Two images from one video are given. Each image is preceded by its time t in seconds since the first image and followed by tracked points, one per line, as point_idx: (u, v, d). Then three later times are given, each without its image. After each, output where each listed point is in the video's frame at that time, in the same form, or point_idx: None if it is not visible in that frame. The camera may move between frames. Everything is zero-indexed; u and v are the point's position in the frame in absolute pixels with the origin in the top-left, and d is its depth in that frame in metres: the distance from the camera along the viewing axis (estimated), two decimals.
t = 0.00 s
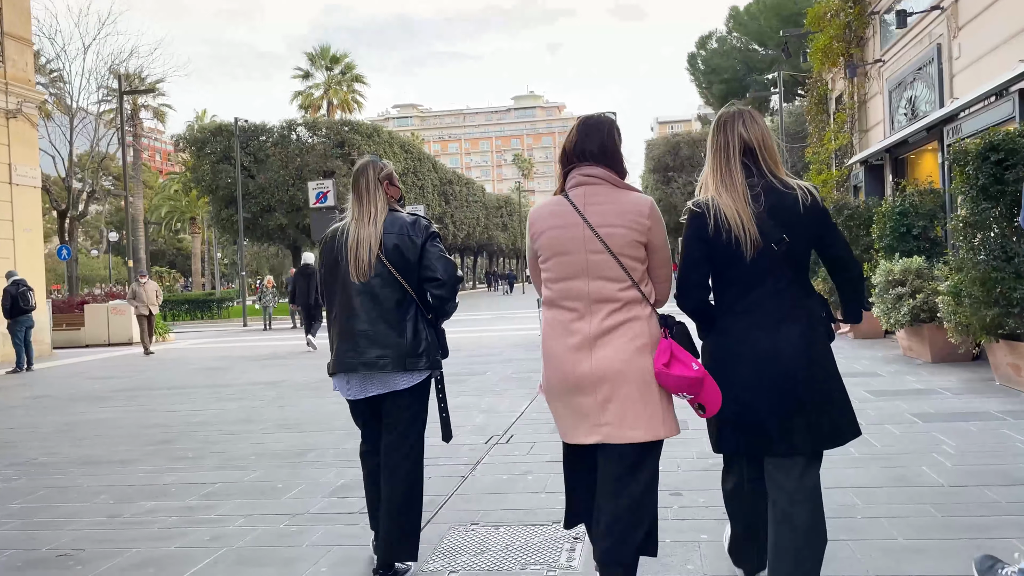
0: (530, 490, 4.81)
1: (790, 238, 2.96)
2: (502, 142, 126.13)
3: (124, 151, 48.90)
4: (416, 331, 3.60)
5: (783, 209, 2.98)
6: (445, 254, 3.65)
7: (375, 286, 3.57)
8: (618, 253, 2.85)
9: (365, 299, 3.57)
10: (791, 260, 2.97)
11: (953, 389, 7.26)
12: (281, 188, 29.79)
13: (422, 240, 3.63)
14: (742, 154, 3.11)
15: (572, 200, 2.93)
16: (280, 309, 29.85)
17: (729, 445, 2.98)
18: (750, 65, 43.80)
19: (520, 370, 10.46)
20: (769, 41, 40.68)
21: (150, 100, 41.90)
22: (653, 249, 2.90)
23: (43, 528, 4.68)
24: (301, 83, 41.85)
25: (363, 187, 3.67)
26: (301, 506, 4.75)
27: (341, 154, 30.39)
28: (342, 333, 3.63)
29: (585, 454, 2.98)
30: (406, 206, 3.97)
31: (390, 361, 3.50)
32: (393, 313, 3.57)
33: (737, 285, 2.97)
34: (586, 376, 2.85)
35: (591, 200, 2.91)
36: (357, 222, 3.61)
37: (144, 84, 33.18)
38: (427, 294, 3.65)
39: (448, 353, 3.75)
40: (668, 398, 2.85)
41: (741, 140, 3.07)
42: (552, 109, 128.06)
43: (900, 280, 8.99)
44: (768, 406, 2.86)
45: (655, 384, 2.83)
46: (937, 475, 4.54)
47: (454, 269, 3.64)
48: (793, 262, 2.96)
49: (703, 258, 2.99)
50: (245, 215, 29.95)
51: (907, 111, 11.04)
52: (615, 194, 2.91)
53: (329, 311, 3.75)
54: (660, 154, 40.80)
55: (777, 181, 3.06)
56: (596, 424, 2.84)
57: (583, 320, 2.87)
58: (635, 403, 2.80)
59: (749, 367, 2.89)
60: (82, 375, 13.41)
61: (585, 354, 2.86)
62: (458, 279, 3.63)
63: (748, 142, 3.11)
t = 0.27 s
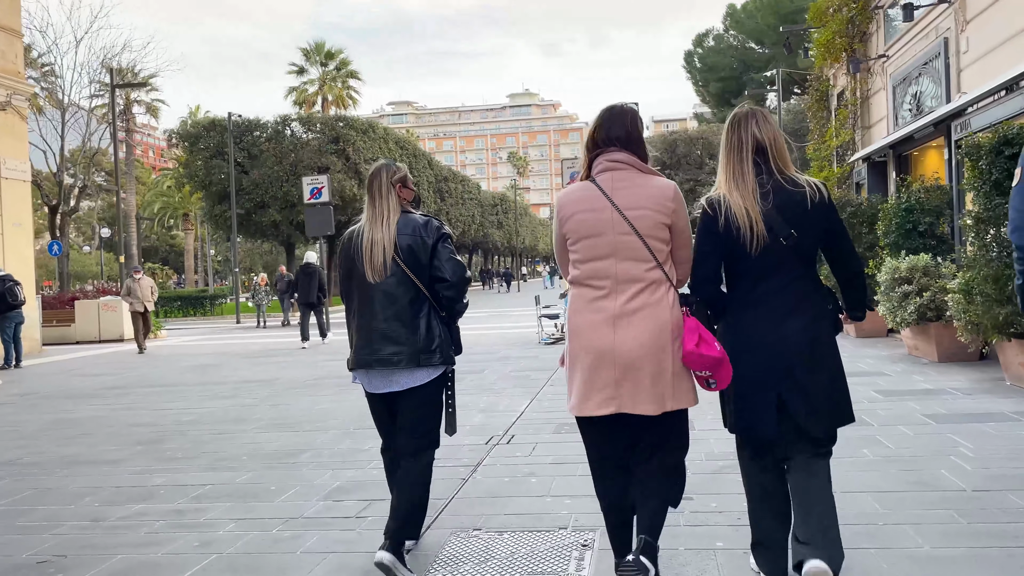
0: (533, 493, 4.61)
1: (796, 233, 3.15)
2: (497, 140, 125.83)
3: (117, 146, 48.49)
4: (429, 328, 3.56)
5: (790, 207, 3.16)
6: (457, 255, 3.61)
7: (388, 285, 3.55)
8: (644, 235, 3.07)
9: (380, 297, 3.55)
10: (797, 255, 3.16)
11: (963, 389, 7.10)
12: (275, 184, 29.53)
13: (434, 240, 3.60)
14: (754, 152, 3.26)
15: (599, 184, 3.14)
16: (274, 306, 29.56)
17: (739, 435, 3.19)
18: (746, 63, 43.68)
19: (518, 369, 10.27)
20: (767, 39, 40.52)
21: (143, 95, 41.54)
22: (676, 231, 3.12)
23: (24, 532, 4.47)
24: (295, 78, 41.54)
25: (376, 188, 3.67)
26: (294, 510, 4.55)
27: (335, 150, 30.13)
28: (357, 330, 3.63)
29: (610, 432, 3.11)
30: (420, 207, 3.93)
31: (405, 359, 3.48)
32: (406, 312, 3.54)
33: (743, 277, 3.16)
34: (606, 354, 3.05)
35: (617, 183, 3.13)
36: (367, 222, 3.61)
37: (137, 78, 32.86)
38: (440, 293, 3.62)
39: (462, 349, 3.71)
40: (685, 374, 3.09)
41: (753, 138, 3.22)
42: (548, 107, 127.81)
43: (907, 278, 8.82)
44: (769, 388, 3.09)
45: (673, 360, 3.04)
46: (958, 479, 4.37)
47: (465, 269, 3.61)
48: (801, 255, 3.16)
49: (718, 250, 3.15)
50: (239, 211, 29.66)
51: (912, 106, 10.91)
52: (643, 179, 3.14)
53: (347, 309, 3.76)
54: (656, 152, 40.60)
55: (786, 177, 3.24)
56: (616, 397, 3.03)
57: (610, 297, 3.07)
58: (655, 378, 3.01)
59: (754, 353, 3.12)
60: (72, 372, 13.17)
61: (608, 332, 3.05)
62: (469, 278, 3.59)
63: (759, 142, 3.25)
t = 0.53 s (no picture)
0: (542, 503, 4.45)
1: (816, 234, 3.05)
2: (495, 139, 125.68)
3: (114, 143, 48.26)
4: (446, 320, 3.73)
5: (811, 210, 3.06)
6: (474, 252, 3.79)
7: (407, 278, 3.74)
8: (681, 244, 3.04)
9: (399, 289, 3.75)
10: (817, 257, 3.07)
11: (977, 395, 6.94)
12: (273, 182, 29.35)
13: (452, 236, 3.77)
14: (773, 156, 3.15)
15: (639, 193, 3.12)
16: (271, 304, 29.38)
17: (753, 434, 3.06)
18: (746, 64, 43.62)
19: (521, 370, 10.12)
20: (767, 40, 40.45)
21: (140, 91, 41.33)
22: (713, 242, 3.07)
23: (10, 542, 4.29)
24: (294, 75, 41.36)
25: (402, 186, 3.85)
26: (293, 520, 4.38)
27: (334, 147, 29.99)
28: (378, 321, 3.80)
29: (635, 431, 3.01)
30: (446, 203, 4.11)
31: (421, 348, 3.67)
32: (423, 303, 3.73)
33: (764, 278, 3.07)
34: (640, 357, 3.01)
35: (657, 193, 3.11)
36: (390, 220, 3.81)
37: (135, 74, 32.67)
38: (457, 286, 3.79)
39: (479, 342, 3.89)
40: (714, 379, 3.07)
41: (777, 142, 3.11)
42: (546, 106, 127.67)
43: (917, 281, 8.63)
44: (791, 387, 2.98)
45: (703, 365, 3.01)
46: (984, 492, 4.21)
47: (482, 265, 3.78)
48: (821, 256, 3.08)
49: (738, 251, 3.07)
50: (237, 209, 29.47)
51: (921, 107, 10.75)
52: (683, 189, 3.12)
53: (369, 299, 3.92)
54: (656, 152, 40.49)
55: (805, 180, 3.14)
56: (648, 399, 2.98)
57: (646, 303, 3.05)
58: (688, 381, 3.00)
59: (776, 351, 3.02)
60: (66, 371, 12.98)
61: (645, 338, 3.02)
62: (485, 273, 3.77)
63: (781, 147, 3.14)
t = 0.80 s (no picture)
0: (543, 509, 4.29)
1: (831, 238, 3.27)
2: (493, 139, 125.49)
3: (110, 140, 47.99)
4: (467, 326, 3.76)
5: (826, 216, 3.28)
6: (495, 261, 3.82)
7: (430, 284, 3.77)
8: (704, 242, 3.23)
9: (423, 294, 3.78)
10: (833, 258, 3.28)
11: (985, 398, 6.81)
12: (269, 179, 29.12)
13: (474, 246, 3.80)
14: (790, 168, 3.38)
15: (667, 194, 3.33)
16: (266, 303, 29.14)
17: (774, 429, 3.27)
18: (745, 65, 43.52)
19: (519, 370, 9.97)
20: (766, 40, 40.35)
21: (137, 88, 41.11)
22: (735, 241, 3.26)
23: None
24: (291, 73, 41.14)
25: (427, 194, 3.89)
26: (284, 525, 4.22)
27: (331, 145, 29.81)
28: (401, 325, 3.80)
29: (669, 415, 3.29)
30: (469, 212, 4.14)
31: (444, 351, 3.69)
32: (446, 308, 3.75)
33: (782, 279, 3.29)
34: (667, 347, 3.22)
35: (684, 194, 3.32)
36: (415, 226, 3.85)
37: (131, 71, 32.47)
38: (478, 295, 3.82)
39: (499, 347, 3.95)
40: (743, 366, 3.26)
41: (792, 153, 3.33)
42: (544, 106, 127.51)
43: (923, 282, 8.50)
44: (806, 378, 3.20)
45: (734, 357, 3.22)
46: (1001, 499, 4.07)
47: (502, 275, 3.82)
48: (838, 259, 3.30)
49: (759, 255, 3.31)
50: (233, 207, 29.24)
51: (925, 105, 10.62)
52: (707, 190, 3.31)
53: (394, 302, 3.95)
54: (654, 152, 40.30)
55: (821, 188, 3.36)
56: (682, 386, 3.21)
57: (672, 298, 3.24)
58: (714, 370, 3.18)
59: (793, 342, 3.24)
60: (57, 368, 12.78)
61: (674, 330, 3.23)
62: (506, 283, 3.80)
63: (797, 159, 3.37)
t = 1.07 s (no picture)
0: (540, 516, 4.12)
1: (841, 228, 3.46)
2: (491, 141, 125.37)
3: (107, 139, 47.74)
4: (486, 310, 4.00)
5: (837, 207, 3.47)
6: (512, 247, 4.05)
7: (451, 270, 4.04)
8: (718, 231, 3.31)
9: (442, 279, 4.05)
10: (844, 247, 3.48)
11: (992, 402, 6.66)
12: (265, 179, 28.86)
13: (491, 234, 4.04)
14: (804, 161, 3.55)
15: (681, 185, 3.39)
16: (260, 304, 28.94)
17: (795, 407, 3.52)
18: (744, 67, 43.45)
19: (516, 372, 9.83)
20: (765, 42, 40.28)
21: (134, 87, 40.89)
22: (747, 230, 3.35)
23: None
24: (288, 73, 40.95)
25: (447, 185, 4.15)
26: (269, 534, 4.04)
27: (328, 144, 29.66)
28: (426, 311, 4.09)
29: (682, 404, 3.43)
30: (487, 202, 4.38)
31: (463, 335, 3.95)
32: (466, 293, 4.02)
33: (794, 267, 3.49)
34: (679, 333, 3.31)
35: (697, 185, 3.38)
36: (436, 215, 4.08)
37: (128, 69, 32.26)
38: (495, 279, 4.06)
39: (517, 330, 4.17)
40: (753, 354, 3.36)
41: (805, 146, 3.51)
42: (543, 108, 127.41)
43: (926, 283, 8.36)
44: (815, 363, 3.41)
45: (746, 343, 3.31)
46: (1016, 510, 3.92)
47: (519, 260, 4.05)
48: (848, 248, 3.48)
49: (773, 244, 3.48)
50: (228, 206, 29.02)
51: (928, 105, 10.49)
52: (720, 181, 3.39)
53: (415, 290, 4.22)
54: (653, 153, 40.09)
55: (831, 180, 3.55)
56: (693, 371, 3.29)
57: (685, 286, 3.32)
58: (727, 358, 3.26)
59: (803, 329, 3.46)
60: (47, 368, 12.59)
61: (684, 316, 3.31)
62: (522, 268, 4.03)
63: (809, 150, 3.53)
